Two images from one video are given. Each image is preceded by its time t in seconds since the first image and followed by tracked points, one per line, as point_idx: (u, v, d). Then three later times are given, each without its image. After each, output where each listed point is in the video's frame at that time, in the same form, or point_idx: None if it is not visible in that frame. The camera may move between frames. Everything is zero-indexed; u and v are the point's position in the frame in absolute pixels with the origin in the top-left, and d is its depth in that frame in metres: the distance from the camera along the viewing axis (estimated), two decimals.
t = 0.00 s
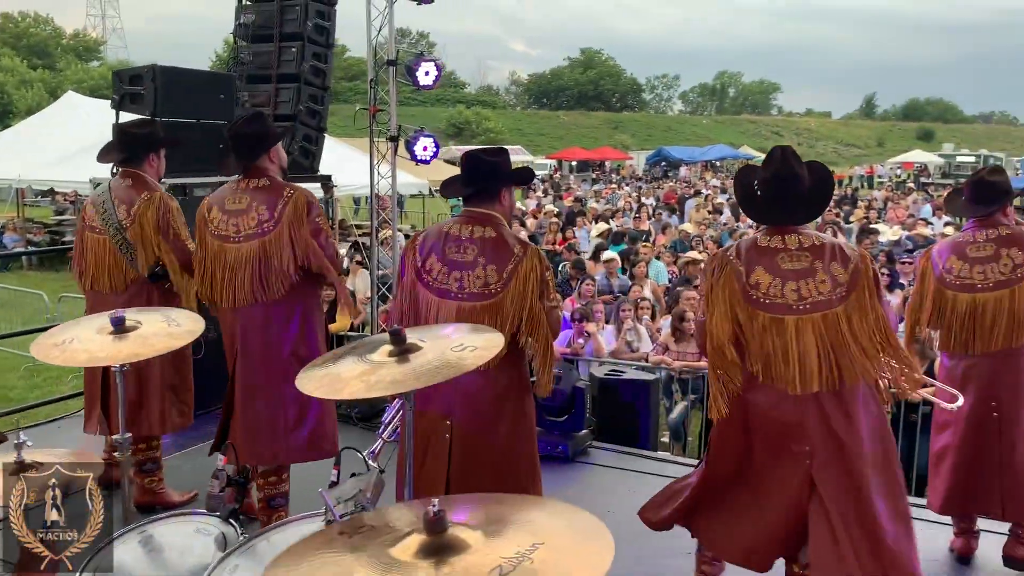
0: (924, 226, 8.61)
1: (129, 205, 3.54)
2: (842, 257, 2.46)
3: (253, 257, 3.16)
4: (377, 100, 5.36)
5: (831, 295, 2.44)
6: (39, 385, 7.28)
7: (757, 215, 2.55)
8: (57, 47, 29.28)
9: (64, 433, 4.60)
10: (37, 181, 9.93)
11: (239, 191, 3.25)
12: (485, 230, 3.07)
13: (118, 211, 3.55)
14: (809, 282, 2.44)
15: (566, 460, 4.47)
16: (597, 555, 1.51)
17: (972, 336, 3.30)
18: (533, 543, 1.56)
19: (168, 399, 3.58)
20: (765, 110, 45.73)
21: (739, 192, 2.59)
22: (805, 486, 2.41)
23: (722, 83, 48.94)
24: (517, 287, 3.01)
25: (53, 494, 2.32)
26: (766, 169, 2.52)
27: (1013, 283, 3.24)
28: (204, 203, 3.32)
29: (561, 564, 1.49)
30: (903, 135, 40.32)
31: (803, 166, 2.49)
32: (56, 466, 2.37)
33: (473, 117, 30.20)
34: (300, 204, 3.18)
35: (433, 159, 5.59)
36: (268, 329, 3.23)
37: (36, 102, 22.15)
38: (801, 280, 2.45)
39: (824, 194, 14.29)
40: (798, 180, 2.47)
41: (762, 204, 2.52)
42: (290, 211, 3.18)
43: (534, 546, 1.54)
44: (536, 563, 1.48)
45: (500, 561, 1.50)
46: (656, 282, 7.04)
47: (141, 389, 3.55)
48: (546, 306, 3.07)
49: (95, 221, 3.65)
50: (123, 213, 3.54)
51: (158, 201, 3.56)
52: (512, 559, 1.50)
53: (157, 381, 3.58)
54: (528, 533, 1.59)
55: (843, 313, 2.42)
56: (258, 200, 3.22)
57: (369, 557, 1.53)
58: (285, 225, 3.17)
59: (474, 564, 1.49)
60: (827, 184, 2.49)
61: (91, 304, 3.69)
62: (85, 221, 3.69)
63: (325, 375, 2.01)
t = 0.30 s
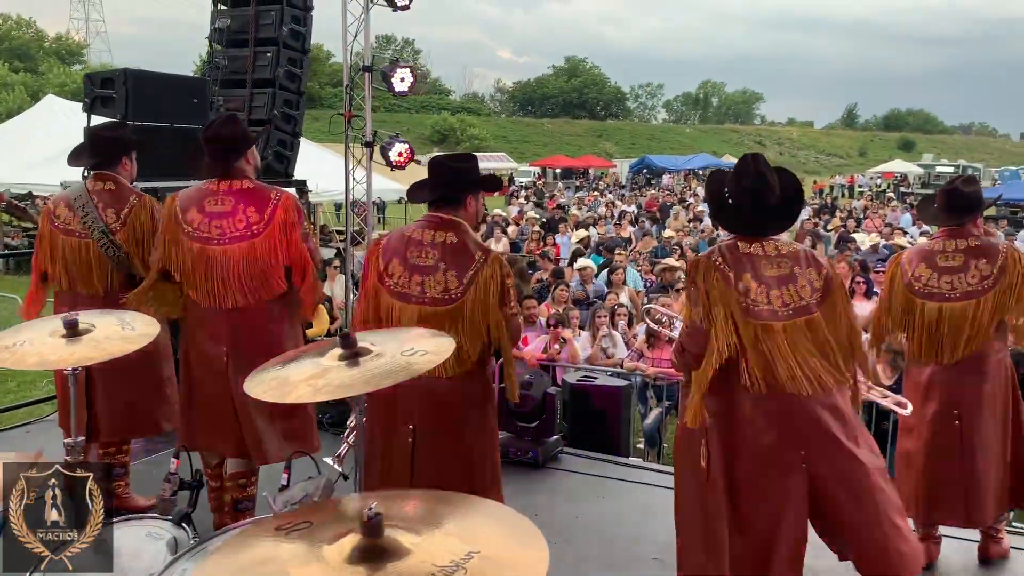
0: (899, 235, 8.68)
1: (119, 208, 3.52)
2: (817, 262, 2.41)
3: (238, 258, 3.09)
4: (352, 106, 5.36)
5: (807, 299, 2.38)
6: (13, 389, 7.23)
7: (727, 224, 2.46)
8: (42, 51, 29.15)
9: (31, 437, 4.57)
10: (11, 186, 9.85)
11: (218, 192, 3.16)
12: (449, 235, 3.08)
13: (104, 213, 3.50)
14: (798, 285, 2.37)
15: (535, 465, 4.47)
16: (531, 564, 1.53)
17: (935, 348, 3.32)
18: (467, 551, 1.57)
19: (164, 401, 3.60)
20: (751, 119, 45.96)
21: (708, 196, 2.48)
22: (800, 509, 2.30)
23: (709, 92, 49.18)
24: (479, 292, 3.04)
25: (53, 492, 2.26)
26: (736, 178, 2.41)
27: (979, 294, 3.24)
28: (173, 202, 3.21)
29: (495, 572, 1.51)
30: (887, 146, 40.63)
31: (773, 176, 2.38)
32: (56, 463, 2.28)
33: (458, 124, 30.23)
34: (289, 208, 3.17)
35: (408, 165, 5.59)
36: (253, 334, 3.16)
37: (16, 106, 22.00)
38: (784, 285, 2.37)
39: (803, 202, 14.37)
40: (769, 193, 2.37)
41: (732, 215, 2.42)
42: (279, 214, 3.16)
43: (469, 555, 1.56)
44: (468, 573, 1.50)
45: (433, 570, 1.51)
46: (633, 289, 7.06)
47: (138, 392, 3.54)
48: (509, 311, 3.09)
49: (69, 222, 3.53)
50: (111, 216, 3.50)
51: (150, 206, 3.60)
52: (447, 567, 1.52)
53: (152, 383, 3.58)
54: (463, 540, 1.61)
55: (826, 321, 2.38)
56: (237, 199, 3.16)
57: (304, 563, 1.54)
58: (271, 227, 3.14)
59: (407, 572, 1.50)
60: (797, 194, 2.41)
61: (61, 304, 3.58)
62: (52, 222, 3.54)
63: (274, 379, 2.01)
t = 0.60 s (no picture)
0: (887, 243, 8.70)
1: (97, 210, 3.54)
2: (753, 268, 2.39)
3: (218, 262, 3.10)
4: (339, 111, 5.38)
5: (737, 307, 2.36)
6: None
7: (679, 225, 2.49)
8: (37, 57, 29.18)
9: (11, 442, 4.55)
10: None
11: (197, 198, 3.15)
12: (426, 240, 3.09)
13: (81, 214, 3.51)
14: (726, 289, 2.37)
15: (516, 471, 4.47)
16: (475, 549, 1.56)
17: (939, 359, 3.33)
18: (414, 540, 1.60)
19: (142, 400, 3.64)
20: (748, 128, 46.08)
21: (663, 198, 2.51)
22: (713, 512, 2.30)
23: (705, 101, 49.36)
24: (453, 295, 3.07)
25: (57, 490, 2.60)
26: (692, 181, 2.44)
27: (978, 305, 3.31)
28: (151, 204, 3.19)
29: (438, 550, 1.56)
30: (883, 155, 40.74)
31: (728, 181, 2.42)
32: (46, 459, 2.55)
33: (453, 131, 30.28)
34: (267, 215, 3.20)
35: (393, 170, 5.60)
36: (229, 339, 3.18)
37: (9, 111, 22.00)
38: (707, 292, 2.38)
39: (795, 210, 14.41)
40: (721, 197, 2.41)
41: (684, 216, 2.45)
42: (258, 220, 3.19)
43: (417, 541, 1.59)
44: (415, 557, 1.53)
45: (381, 556, 1.54)
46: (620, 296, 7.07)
47: (117, 393, 3.56)
48: (483, 316, 3.12)
49: (42, 224, 3.51)
50: (89, 218, 3.51)
51: (127, 208, 3.64)
52: (393, 553, 1.55)
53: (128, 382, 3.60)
54: (413, 531, 1.64)
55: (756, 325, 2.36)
56: (218, 204, 3.16)
57: (255, 558, 1.56)
58: (252, 233, 3.17)
59: (355, 562, 1.52)
60: (752, 201, 2.44)
61: (34, 304, 3.55)
62: (23, 223, 3.51)
63: (236, 380, 2.02)
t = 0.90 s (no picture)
0: (873, 246, 8.74)
1: (47, 214, 3.51)
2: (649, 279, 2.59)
3: (171, 271, 3.12)
4: (322, 116, 5.39)
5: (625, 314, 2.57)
6: None
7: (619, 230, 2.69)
8: (26, 63, 29.14)
9: None
10: None
11: (153, 203, 3.19)
12: (401, 244, 3.10)
13: (31, 220, 3.49)
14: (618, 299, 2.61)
15: (498, 475, 4.45)
16: (434, 562, 1.57)
17: (951, 363, 3.38)
18: (374, 551, 1.61)
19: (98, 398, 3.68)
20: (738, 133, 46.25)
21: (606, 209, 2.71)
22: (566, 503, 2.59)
23: (695, 106, 49.54)
24: (429, 299, 3.07)
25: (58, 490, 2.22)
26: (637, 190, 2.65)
27: (979, 308, 3.37)
28: (115, 210, 3.24)
29: (402, 569, 1.54)
30: (873, 159, 40.91)
31: (665, 192, 2.59)
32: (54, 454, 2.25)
33: (444, 137, 30.34)
34: (220, 221, 3.19)
35: (375, 175, 5.60)
36: (179, 345, 3.19)
37: None
38: (608, 297, 2.62)
39: (782, 214, 14.46)
40: (654, 205, 2.60)
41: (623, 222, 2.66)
42: (212, 223, 3.17)
43: (378, 553, 1.59)
44: (374, 569, 1.53)
45: (340, 567, 1.54)
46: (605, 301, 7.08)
47: (68, 394, 3.58)
48: (459, 321, 3.13)
49: None
50: (38, 224, 3.48)
51: (79, 212, 3.60)
52: (352, 565, 1.55)
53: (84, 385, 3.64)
54: (374, 541, 1.64)
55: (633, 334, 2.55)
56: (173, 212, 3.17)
57: (214, 565, 1.56)
58: (203, 240, 3.16)
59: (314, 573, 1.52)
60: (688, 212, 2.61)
61: None
62: None
63: (201, 384, 2.01)
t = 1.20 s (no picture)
0: (833, 246, 8.87)
1: None
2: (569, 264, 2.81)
3: (89, 269, 3.26)
4: (282, 117, 5.36)
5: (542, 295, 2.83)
6: None
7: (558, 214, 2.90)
8: None
9: None
10: None
11: (95, 203, 3.34)
12: (357, 244, 3.08)
13: None
14: (544, 286, 2.86)
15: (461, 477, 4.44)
16: (373, 562, 1.60)
17: (916, 360, 3.46)
18: (315, 551, 1.62)
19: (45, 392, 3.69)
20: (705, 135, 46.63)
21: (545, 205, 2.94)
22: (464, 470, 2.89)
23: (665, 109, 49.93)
24: (386, 299, 3.05)
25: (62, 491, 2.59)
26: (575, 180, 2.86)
27: (944, 308, 3.46)
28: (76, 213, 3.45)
29: (343, 567, 1.57)
30: (838, 161, 41.47)
31: (597, 181, 2.80)
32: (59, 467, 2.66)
33: (413, 140, 30.29)
34: (138, 219, 3.25)
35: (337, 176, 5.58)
36: (99, 342, 3.28)
37: None
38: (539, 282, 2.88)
39: (747, 216, 14.61)
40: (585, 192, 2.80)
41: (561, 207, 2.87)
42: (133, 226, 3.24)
43: (318, 554, 1.61)
44: (313, 569, 1.55)
45: (280, 568, 1.55)
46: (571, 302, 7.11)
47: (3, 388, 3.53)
48: (418, 320, 3.10)
49: None
50: None
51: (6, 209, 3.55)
52: (291, 566, 1.56)
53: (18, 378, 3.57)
54: (316, 542, 1.66)
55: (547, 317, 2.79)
56: (110, 213, 3.29)
57: (152, 567, 1.56)
58: (126, 241, 3.25)
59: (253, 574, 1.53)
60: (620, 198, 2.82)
61: None
62: None
63: (144, 389, 1.98)
